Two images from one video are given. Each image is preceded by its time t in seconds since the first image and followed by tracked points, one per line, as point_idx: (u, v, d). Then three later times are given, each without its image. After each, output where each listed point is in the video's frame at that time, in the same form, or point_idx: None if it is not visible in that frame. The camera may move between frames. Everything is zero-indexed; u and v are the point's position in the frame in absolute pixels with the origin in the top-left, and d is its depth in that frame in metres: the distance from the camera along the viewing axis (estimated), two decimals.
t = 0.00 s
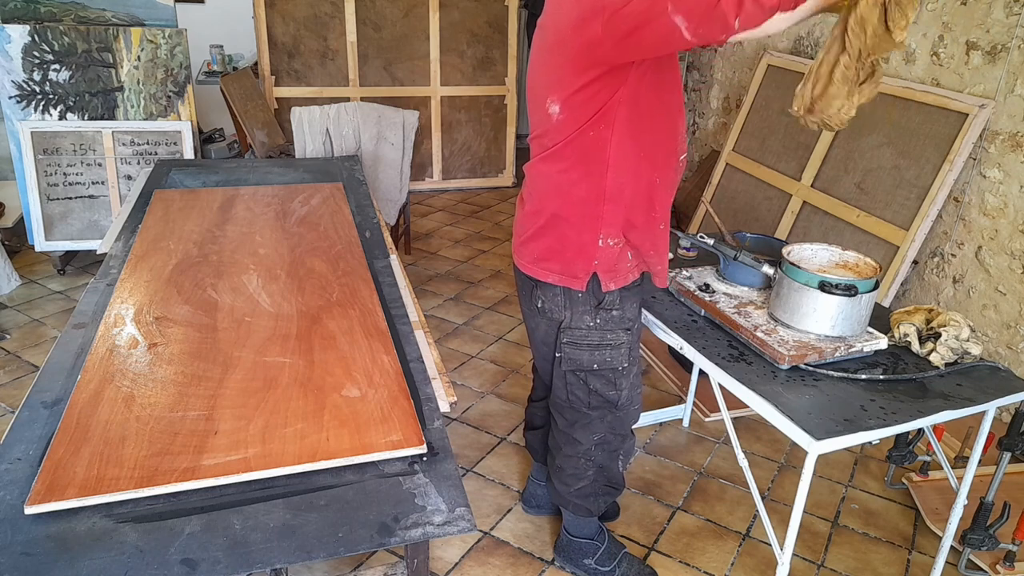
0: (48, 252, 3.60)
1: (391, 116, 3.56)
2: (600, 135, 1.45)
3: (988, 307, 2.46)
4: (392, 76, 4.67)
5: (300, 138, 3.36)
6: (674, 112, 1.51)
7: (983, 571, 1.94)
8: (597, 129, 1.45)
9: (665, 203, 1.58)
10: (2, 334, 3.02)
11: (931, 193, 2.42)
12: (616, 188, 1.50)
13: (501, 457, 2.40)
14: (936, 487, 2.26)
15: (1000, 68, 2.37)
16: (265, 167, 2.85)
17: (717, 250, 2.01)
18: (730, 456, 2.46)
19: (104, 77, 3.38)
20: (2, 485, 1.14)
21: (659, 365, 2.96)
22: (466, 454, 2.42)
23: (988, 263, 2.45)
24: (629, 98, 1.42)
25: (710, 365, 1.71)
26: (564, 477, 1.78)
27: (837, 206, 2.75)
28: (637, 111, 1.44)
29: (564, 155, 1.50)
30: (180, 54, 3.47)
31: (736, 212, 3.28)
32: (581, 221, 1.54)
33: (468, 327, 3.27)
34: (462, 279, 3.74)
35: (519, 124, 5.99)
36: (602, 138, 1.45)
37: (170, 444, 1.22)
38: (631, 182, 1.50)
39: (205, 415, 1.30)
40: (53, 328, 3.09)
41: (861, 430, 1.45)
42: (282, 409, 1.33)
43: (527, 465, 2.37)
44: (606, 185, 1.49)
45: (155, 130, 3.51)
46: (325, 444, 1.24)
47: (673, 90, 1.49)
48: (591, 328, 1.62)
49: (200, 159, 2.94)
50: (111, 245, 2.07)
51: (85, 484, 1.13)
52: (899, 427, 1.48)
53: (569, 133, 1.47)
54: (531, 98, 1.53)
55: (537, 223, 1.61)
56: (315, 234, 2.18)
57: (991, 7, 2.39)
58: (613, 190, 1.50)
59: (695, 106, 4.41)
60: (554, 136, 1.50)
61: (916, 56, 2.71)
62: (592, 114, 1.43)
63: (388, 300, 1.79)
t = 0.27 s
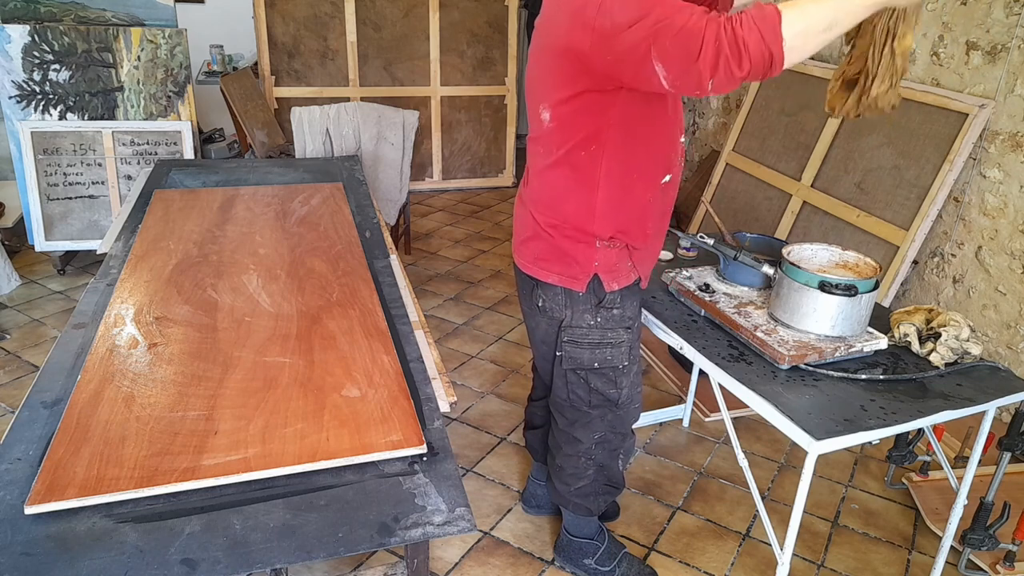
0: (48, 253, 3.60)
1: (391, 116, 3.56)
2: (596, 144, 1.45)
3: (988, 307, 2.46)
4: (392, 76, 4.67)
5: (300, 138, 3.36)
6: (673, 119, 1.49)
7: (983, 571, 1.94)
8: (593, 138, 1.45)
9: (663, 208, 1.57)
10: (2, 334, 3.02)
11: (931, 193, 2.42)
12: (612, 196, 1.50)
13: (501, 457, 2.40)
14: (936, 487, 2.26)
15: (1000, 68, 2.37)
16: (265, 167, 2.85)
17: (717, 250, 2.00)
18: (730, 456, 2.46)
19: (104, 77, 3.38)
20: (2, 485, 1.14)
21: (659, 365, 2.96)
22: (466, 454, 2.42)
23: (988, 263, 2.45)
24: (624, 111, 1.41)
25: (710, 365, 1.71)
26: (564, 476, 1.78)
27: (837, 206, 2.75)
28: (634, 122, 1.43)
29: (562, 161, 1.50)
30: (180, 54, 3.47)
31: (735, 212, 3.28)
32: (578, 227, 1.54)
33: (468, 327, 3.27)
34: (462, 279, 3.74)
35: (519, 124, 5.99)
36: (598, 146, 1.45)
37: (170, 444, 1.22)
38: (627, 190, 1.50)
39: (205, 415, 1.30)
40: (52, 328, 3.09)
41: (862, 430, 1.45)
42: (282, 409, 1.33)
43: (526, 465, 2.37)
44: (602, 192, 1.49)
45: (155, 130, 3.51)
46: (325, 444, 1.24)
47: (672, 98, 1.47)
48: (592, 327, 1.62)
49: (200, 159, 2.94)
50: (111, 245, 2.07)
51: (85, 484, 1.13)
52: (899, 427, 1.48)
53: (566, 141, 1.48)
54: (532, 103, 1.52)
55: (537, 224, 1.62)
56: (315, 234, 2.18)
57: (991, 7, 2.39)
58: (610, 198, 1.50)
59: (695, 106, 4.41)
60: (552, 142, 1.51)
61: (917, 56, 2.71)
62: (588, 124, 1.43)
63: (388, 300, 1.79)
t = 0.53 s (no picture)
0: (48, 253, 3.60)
1: (391, 116, 3.56)
2: (594, 146, 1.45)
3: (988, 307, 2.46)
4: (392, 76, 4.67)
5: (300, 138, 3.36)
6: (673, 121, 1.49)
7: (983, 571, 1.94)
8: (592, 140, 1.45)
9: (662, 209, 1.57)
10: (2, 334, 3.02)
11: (931, 193, 2.42)
12: (611, 198, 1.50)
13: (501, 457, 2.40)
14: (936, 487, 2.26)
15: (1000, 68, 2.37)
16: (265, 167, 2.85)
17: (717, 250, 2.00)
18: (730, 456, 2.46)
19: (104, 77, 3.38)
20: (2, 485, 1.14)
21: (659, 365, 2.96)
22: (466, 454, 2.42)
23: (988, 263, 2.45)
24: (623, 114, 1.41)
25: (710, 365, 1.71)
26: (564, 476, 1.78)
27: (837, 206, 2.75)
28: (633, 125, 1.43)
29: (560, 163, 1.50)
30: (180, 54, 3.47)
31: (736, 212, 3.28)
32: (577, 227, 1.55)
33: (468, 327, 3.27)
34: (462, 279, 3.74)
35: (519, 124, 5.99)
36: (597, 148, 1.45)
37: (170, 444, 1.22)
38: (626, 193, 1.50)
39: (205, 415, 1.30)
40: (52, 328, 3.09)
41: (862, 430, 1.45)
42: (282, 409, 1.33)
43: (526, 465, 2.37)
44: (601, 194, 1.49)
45: (155, 130, 3.51)
46: (325, 444, 1.24)
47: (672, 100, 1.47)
48: (591, 325, 1.63)
49: (201, 159, 2.94)
50: (111, 245, 2.07)
51: (85, 484, 1.13)
52: (899, 427, 1.48)
53: (564, 142, 1.48)
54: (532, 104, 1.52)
55: (536, 224, 1.62)
56: (315, 234, 2.18)
57: (991, 7, 2.39)
58: (608, 200, 1.50)
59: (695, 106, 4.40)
60: (552, 143, 1.50)
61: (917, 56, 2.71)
62: (587, 127, 1.43)
63: (388, 300, 1.79)
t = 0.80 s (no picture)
0: (48, 253, 3.61)
1: (391, 116, 3.56)
2: (593, 143, 1.45)
3: (988, 307, 2.46)
4: (392, 76, 4.67)
5: (300, 138, 3.37)
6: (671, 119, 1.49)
7: (983, 571, 1.94)
8: (591, 138, 1.45)
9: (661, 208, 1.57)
10: (2, 334, 3.02)
11: (931, 193, 2.42)
12: (611, 196, 1.50)
13: (501, 457, 2.41)
14: (936, 487, 2.26)
15: (1000, 68, 2.37)
16: (265, 167, 2.85)
17: (717, 250, 2.00)
18: (730, 456, 2.46)
19: (104, 77, 3.38)
20: (2, 485, 1.14)
21: (659, 365, 2.96)
22: (466, 454, 2.42)
23: (988, 263, 2.45)
24: (622, 110, 1.41)
25: (710, 365, 1.71)
26: (563, 476, 1.78)
27: (836, 206, 2.75)
28: (631, 121, 1.43)
29: (559, 161, 1.51)
30: (180, 54, 3.47)
31: (736, 212, 3.28)
32: (575, 226, 1.54)
33: (468, 327, 3.27)
34: (462, 279, 3.74)
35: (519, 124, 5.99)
36: (595, 145, 1.45)
37: (170, 444, 1.22)
38: (624, 191, 1.50)
39: (205, 415, 1.30)
40: (52, 328, 3.09)
41: (861, 430, 1.45)
42: (282, 409, 1.33)
43: (526, 465, 2.37)
44: (599, 192, 1.49)
45: (155, 130, 3.51)
46: (325, 444, 1.24)
47: (671, 97, 1.47)
48: (590, 326, 1.63)
49: (201, 159, 2.94)
50: (111, 245, 2.07)
51: (85, 484, 1.13)
52: (899, 427, 1.48)
53: (564, 140, 1.48)
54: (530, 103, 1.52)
55: (534, 223, 1.62)
56: (315, 234, 2.18)
57: (992, 7, 2.39)
58: (607, 198, 1.50)
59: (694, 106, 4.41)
60: (551, 142, 1.50)
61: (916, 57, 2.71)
62: (585, 124, 1.43)
63: (388, 300, 1.79)
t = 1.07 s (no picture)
0: (48, 253, 3.60)
1: (391, 116, 3.56)
2: (593, 144, 1.45)
3: (988, 307, 2.46)
4: (392, 76, 4.67)
5: (300, 138, 3.37)
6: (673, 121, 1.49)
7: (983, 571, 1.94)
8: (592, 139, 1.45)
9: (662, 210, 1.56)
10: (2, 334, 3.03)
11: (931, 193, 2.42)
12: (611, 197, 1.49)
13: (501, 457, 2.40)
14: (936, 487, 2.26)
15: (1000, 68, 2.37)
16: (265, 167, 2.85)
17: (717, 250, 2.00)
18: (730, 456, 2.46)
19: (104, 77, 3.38)
20: (2, 485, 1.14)
21: (659, 365, 2.95)
22: (466, 454, 2.42)
23: (988, 263, 2.45)
24: (623, 111, 1.41)
25: (710, 365, 1.71)
26: (564, 476, 1.78)
27: (836, 206, 2.75)
28: (632, 123, 1.43)
29: (560, 161, 1.51)
30: (180, 54, 3.47)
31: (735, 212, 3.28)
32: (576, 226, 1.54)
33: (468, 327, 3.27)
34: (462, 279, 3.74)
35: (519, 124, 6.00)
36: (595, 146, 1.45)
37: (170, 444, 1.22)
38: (625, 192, 1.49)
39: (205, 415, 1.30)
40: (52, 328, 3.09)
41: (862, 430, 1.45)
42: (282, 409, 1.33)
43: (526, 465, 2.37)
44: (600, 193, 1.49)
45: (155, 130, 3.51)
46: (325, 444, 1.24)
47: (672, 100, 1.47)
48: (590, 326, 1.63)
49: (201, 159, 2.94)
50: (112, 244, 2.07)
51: (85, 484, 1.13)
52: (900, 427, 1.48)
53: (565, 141, 1.48)
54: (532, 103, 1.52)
55: (535, 223, 1.62)
56: (315, 234, 2.18)
57: (991, 7, 2.39)
58: (607, 199, 1.49)
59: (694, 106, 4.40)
60: (552, 142, 1.50)
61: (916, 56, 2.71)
62: (586, 124, 1.43)
63: (388, 300, 1.79)
